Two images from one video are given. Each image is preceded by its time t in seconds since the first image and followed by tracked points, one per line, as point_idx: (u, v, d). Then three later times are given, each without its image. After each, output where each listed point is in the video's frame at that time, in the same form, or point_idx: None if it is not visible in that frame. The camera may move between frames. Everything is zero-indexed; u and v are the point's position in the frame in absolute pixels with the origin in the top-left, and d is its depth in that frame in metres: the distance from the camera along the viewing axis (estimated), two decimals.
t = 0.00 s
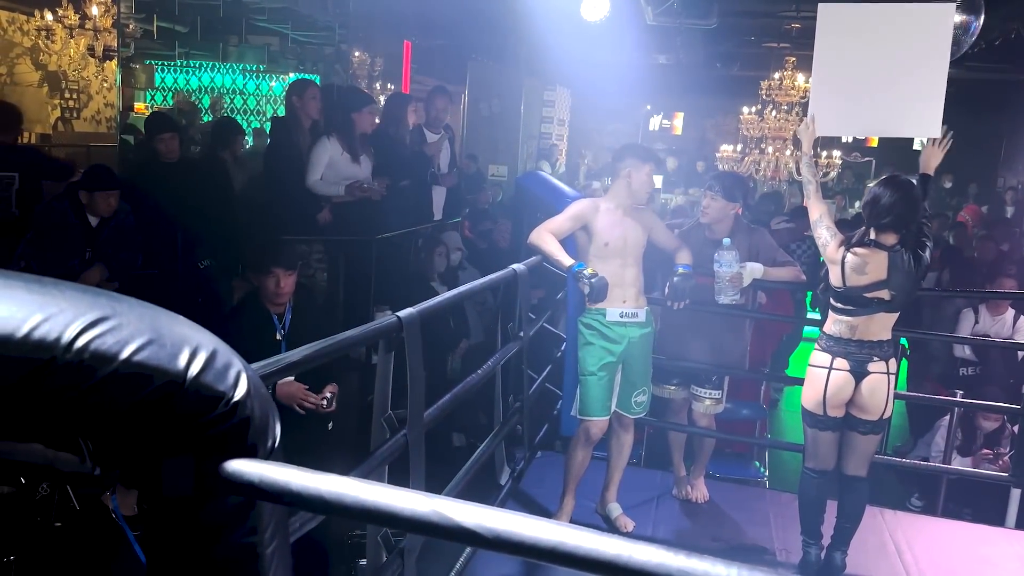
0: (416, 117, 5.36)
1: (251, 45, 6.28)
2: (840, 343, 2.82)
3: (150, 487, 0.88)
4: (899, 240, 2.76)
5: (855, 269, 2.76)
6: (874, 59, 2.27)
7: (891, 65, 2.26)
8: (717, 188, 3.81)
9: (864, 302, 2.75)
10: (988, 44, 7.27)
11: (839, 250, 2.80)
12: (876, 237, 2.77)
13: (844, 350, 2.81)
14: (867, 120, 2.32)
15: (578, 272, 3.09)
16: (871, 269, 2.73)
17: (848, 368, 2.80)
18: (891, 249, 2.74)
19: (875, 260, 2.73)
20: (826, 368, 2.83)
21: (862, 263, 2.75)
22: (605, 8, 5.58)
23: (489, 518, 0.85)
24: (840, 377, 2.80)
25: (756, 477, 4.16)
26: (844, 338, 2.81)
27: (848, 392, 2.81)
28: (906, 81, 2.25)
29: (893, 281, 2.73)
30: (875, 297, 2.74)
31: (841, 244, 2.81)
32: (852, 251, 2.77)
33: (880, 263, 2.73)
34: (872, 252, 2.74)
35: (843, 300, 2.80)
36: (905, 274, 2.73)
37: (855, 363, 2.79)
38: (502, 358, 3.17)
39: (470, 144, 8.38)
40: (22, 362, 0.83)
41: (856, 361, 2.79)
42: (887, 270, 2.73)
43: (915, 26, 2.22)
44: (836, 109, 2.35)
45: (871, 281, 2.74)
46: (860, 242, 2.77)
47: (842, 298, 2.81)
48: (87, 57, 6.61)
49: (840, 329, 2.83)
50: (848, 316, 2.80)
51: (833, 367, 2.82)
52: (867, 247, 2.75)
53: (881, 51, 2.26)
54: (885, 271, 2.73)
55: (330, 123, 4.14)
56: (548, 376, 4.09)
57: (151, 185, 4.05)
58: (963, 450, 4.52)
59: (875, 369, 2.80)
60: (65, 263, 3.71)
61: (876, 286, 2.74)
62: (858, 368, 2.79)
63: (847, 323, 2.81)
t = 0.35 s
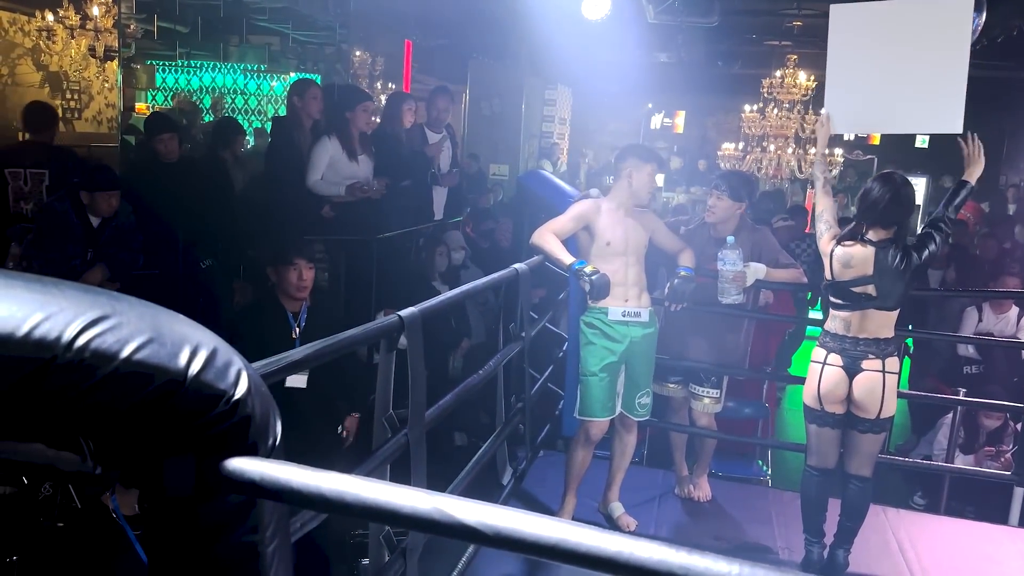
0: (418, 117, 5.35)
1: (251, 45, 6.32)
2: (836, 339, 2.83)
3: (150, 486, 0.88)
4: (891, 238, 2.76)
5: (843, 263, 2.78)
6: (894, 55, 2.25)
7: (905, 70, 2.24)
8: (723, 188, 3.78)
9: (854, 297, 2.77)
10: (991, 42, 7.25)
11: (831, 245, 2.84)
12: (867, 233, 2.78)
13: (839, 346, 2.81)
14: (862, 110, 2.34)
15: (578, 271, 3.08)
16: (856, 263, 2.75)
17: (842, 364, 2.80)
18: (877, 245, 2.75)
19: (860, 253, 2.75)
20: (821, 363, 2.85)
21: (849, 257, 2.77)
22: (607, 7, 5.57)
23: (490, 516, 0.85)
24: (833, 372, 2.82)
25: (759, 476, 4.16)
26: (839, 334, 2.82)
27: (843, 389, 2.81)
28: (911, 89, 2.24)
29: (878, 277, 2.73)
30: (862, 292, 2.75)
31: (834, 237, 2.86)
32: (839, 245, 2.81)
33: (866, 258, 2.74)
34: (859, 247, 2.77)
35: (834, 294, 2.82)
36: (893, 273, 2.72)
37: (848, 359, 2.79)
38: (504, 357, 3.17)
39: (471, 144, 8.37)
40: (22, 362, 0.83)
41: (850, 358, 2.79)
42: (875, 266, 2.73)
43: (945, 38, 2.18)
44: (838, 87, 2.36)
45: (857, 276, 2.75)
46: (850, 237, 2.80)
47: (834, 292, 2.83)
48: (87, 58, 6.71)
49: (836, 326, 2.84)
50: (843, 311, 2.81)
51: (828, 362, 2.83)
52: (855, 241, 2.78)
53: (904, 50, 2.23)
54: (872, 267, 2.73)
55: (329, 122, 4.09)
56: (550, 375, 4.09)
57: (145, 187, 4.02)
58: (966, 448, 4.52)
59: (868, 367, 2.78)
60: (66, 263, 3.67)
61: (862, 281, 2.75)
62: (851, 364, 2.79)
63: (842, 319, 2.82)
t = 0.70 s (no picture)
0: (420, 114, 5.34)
1: (252, 42, 6.26)
2: (839, 334, 2.83)
3: (152, 482, 0.88)
4: (888, 231, 2.76)
5: (840, 255, 2.82)
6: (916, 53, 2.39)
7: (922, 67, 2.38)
8: (727, 181, 3.76)
9: (851, 289, 2.78)
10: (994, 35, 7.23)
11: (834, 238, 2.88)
12: (865, 226, 2.79)
13: (842, 340, 2.81)
14: (878, 102, 2.48)
15: (579, 267, 3.09)
16: (851, 255, 2.78)
17: (842, 357, 2.80)
18: (871, 237, 2.76)
19: (856, 245, 2.77)
20: (823, 356, 2.86)
21: (846, 249, 2.80)
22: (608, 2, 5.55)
23: (493, 513, 0.84)
24: (833, 366, 2.82)
25: (762, 471, 4.15)
26: (842, 328, 2.83)
27: (843, 384, 2.81)
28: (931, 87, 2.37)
29: (873, 271, 2.72)
30: (859, 284, 2.75)
31: (835, 230, 2.89)
32: (839, 237, 2.85)
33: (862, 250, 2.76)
34: (856, 239, 2.79)
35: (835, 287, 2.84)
36: (892, 268, 2.70)
37: (848, 353, 2.79)
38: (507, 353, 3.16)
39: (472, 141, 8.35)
40: (20, 358, 0.82)
41: (851, 352, 2.78)
42: (869, 258, 2.74)
43: (962, 41, 2.31)
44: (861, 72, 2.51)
45: (853, 268, 2.77)
46: (850, 230, 2.82)
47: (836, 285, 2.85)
48: (88, 57, 6.58)
49: (839, 319, 2.85)
50: (845, 304, 2.83)
51: (828, 356, 2.84)
52: (853, 234, 2.80)
53: (926, 48, 2.37)
54: (867, 259, 2.74)
55: (330, 119, 4.04)
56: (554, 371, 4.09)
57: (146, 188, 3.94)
58: (970, 443, 4.50)
59: (866, 362, 2.76)
60: (67, 260, 3.75)
61: (857, 273, 2.75)
62: (851, 359, 2.78)
63: (845, 312, 2.84)
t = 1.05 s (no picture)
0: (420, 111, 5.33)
1: (252, 41, 6.38)
2: (844, 331, 2.83)
3: (154, 481, 0.88)
4: (891, 228, 2.75)
5: (845, 253, 2.80)
6: (922, 53, 2.39)
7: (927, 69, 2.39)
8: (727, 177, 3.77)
9: (857, 286, 2.77)
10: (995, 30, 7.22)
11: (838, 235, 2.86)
12: (869, 222, 2.78)
13: (847, 337, 2.81)
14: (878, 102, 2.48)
15: (577, 272, 3.07)
16: (857, 252, 2.76)
17: (847, 354, 2.80)
18: (877, 234, 2.75)
19: (861, 242, 2.76)
20: (828, 353, 2.86)
21: (851, 247, 2.78)
22: None
23: (496, 513, 0.84)
24: (838, 362, 2.82)
25: (764, 467, 4.15)
26: (848, 325, 2.82)
27: (847, 380, 2.81)
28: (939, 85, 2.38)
29: (880, 268, 2.71)
30: (865, 281, 2.75)
31: (838, 228, 2.88)
32: (843, 235, 2.83)
33: (867, 247, 2.74)
34: (860, 236, 2.78)
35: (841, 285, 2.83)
36: (898, 264, 2.70)
37: (854, 349, 2.79)
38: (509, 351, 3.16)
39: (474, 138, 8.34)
40: (20, 358, 0.82)
41: (856, 348, 2.78)
42: (875, 255, 2.73)
43: (967, 47, 2.34)
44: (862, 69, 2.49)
45: (859, 265, 2.76)
46: (854, 228, 2.81)
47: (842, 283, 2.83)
48: (88, 54, 6.64)
49: (845, 316, 2.84)
50: (851, 302, 2.82)
51: (834, 352, 2.84)
52: (858, 232, 2.79)
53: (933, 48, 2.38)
54: (872, 256, 2.73)
55: (332, 117, 4.02)
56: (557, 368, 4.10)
57: (149, 189, 3.98)
58: (972, 438, 4.50)
59: (871, 359, 2.76)
60: (70, 260, 3.77)
61: (863, 270, 2.74)
62: (856, 356, 2.78)
63: (851, 309, 2.83)
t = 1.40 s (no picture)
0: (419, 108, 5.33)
1: (252, 37, 6.42)
2: (848, 329, 2.82)
3: (155, 481, 0.87)
4: (902, 224, 2.72)
5: (857, 251, 2.74)
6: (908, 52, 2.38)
7: (914, 65, 2.37)
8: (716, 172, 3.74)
9: (868, 285, 2.74)
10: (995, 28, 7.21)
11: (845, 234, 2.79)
12: (878, 220, 2.74)
13: (853, 335, 2.80)
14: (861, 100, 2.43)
15: (572, 275, 3.09)
16: (871, 251, 2.71)
17: (854, 353, 2.79)
18: (890, 231, 2.71)
19: (875, 241, 2.71)
20: (833, 352, 2.84)
21: (863, 245, 2.73)
22: None
23: (498, 513, 0.83)
24: (846, 361, 2.80)
25: (764, 464, 4.14)
26: (853, 323, 2.81)
27: (855, 378, 2.80)
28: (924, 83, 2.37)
29: (895, 264, 2.69)
30: (878, 280, 2.72)
31: (844, 227, 2.81)
32: (852, 234, 2.77)
33: (881, 245, 2.70)
34: (872, 234, 2.73)
35: (849, 284, 2.78)
36: (910, 260, 2.69)
37: (861, 348, 2.78)
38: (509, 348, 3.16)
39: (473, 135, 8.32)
40: (20, 356, 0.82)
41: (864, 347, 2.77)
42: (890, 253, 2.69)
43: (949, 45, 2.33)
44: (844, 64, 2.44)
45: (873, 264, 2.71)
46: (862, 226, 2.76)
47: (850, 282, 2.79)
48: (87, 53, 6.50)
49: (849, 314, 2.82)
50: (856, 300, 2.79)
51: (840, 351, 2.82)
52: (867, 230, 2.74)
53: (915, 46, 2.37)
54: (887, 254, 2.70)
55: (334, 114, 4.02)
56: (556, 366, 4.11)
57: (147, 186, 3.97)
58: (972, 435, 4.50)
59: (880, 356, 2.76)
60: (68, 257, 3.73)
61: (877, 269, 2.71)
62: (865, 354, 2.77)
63: (857, 308, 2.80)
